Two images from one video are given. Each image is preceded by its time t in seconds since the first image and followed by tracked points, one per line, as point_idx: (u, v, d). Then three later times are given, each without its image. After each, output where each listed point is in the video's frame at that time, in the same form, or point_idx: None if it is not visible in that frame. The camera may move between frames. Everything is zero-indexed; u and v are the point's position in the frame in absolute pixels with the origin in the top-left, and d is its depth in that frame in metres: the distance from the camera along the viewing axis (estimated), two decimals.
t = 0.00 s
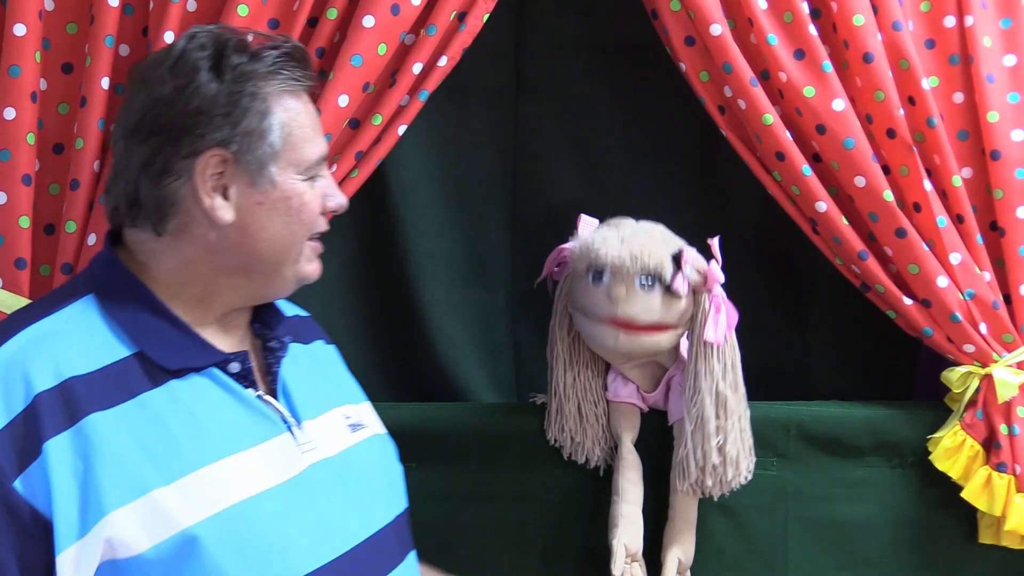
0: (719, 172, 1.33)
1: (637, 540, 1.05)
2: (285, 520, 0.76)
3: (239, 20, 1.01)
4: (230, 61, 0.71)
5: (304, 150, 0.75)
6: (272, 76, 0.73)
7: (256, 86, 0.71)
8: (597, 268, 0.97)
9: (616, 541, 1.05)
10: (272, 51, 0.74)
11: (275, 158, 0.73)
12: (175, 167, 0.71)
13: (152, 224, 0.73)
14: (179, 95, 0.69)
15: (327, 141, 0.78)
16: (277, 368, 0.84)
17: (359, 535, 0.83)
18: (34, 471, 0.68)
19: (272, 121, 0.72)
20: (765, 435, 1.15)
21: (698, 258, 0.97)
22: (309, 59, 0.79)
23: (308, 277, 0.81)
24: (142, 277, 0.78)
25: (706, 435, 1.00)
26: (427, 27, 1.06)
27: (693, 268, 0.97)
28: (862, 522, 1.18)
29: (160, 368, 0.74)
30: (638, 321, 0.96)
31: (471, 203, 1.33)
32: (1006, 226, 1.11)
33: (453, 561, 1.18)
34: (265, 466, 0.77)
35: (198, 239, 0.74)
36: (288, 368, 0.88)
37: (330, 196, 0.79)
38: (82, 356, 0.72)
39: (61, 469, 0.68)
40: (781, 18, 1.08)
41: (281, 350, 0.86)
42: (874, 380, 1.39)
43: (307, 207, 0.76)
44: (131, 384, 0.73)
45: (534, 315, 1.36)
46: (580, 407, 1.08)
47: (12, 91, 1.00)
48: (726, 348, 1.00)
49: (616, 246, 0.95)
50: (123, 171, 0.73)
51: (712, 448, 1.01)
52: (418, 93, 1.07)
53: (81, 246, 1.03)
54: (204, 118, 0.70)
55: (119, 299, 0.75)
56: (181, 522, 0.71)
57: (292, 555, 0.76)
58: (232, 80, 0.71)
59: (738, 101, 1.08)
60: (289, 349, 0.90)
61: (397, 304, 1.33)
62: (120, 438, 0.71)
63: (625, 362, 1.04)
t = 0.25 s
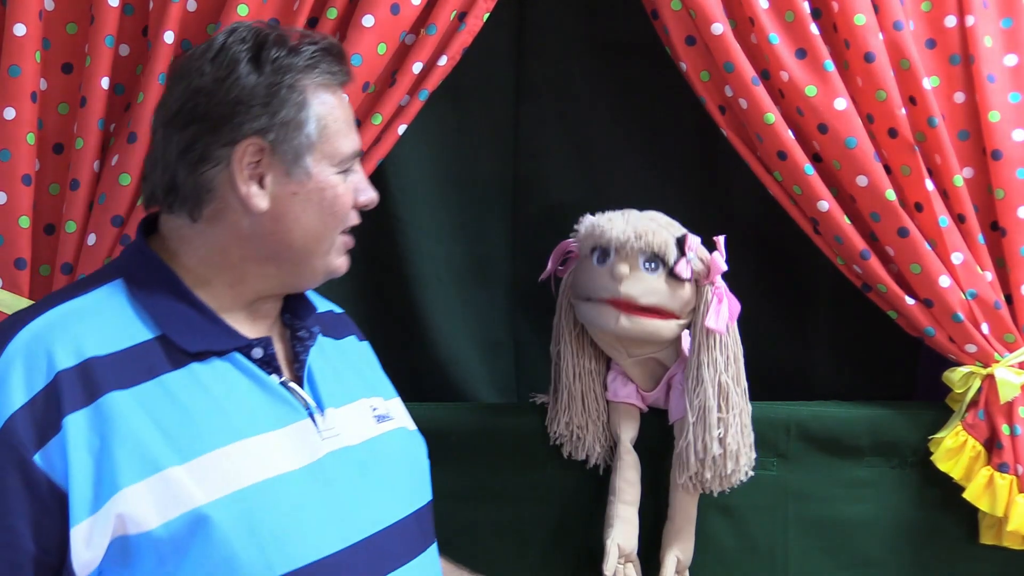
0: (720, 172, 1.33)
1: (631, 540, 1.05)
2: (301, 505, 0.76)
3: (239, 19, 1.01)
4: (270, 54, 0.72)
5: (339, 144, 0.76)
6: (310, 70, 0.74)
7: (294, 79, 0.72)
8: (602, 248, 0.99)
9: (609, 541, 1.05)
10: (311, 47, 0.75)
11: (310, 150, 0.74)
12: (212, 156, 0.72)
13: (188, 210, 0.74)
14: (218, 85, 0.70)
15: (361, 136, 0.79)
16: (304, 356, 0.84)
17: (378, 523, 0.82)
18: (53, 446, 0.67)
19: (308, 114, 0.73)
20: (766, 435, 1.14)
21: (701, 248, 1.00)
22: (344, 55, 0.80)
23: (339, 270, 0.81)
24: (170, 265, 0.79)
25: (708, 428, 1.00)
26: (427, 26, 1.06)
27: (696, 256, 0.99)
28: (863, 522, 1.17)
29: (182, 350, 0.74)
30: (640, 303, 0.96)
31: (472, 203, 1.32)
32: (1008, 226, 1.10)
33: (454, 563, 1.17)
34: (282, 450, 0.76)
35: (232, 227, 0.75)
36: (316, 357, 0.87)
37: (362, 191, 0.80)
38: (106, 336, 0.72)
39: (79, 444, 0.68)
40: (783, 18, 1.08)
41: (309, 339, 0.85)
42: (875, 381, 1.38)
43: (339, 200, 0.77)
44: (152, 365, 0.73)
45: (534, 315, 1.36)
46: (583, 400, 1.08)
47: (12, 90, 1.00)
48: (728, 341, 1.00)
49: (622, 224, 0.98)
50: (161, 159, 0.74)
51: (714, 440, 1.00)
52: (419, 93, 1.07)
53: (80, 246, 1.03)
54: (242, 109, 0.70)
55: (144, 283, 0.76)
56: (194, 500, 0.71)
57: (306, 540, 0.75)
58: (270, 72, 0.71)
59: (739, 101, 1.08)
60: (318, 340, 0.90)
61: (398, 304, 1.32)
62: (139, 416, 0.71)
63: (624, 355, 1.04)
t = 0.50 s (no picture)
0: (719, 173, 1.33)
1: (636, 539, 1.05)
2: (303, 506, 0.75)
3: (237, 20, 1.01)
4: (304, 54, 0.73)
5: (368, 145, 0.77)
6: (343, 71, 0.75)
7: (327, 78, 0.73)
8: (600, 241, 1.01)
9: (614, 541, 1.05)
10: (344, 49, 0.76)
11: (341, 148, 0.75)
12: (244, 150, 0.72)
13: (218, 204, 0.74)
14: (253, 82, 0.71)
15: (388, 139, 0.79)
16: (316, 356, 0.84)
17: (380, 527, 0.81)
18: (61, 436, 0.68)
19: (340, 113, 0.74)
20: (765, 435, 1.15)
21: (699, 245, 1.01)
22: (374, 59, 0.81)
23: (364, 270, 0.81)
24: (188, 260, 0.79)
25: (705, 425, 1.01)
26: (425, 27, 1.06)
27: (694, 251, 1.00)
28: (861, 522, 1.18)
29: (192, 347, 0.74)
30: (638, 296, 0.98)
31: (470, 203, 1.32)
32: (1006, 226, 1.11)
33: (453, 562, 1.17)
34: (287, 451, 0.76)
35: (259, 222, 0.75)
36: (327, 359, 0.87)
37: (388, 193, 0.81)
38: (117, 328, 0.72)
39: (87, 436, 0.68)
40: (781, 18, 1.08)
41: (321, 340, 0.85)
42: (873, 381, 1.38)
43: (366, 200, 0.77)
44: (163, 361, 0.73)
45: (533, 315, 1.36)
46: (580, 399, 1.08)
47: (10, 90, 1.00)
48: (725, 338, 1.01)
49: (620, 217, 1.00)
50: (192, 153, 0.74)
51: (712, 437, 1.00)
52: (417, 93, 1.07)
53: (79, 246, 1.03)
54: (276, 105, 0.71)
55: (159, 277, 0.76)
56: (198, 498, 0.70)
57: (307, 542, 0.75)
58: (304, 71, 0.72)
59: (737, 101, 1.08)
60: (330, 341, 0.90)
61: (396, 304, 1.32)
62: (147, 411, 0.71)
63: (622, 353, 1.04)
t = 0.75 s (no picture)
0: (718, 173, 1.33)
1: (631, 540, 1.05)
2: (293, 520, 0.75)
3: (235, 19, 1.01)
4: (328, 65, 0.72)
5: (386, 160, 0.76)
6: (368, 84, 0.74)
7: (350, 92, 0.72)
8: (599, 242, 1.01)
9: (608, 541, 1.05)
10: (369, 61, 0.75)
11: (360, 163, 0.74)
12: (263, 159, 0.72)
13: (234, 211, 0.74)
14: (276, 92, 0.70)
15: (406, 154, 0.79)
16: (319, 365, 0.83)
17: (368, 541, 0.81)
18: (67, 435, 0.67)
19: (361, 127, 0.73)
20: (764, 435, 1.15)
21: (699, 245, 1.01)
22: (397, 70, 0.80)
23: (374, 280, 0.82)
24: (198, 260, 0.79)
25: (705, 425, 1.00)
26: (425, 26, 1.06)
27: (694, 252, 1.00)
28: (861, 522, 1.17)
29: (197, 353, 0.74)
30: (637, 297, 0.97)
31: (470, 203, 1.32)
32: (1005, 226, 1.10)
33: (452, 562, 1.17)
34: (284, 464, 0.76)
35: (272, 231, 0.75)
36: (328, 368, 0.87)
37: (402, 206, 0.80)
38: (123, 329, 0.72)
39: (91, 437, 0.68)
40: (780, 18, 1.08)
41: (325, 348, 0.85)
42: (873, 381, 1.38)
43: (380, 215, 0.77)
44: (167, 365, 0.73)
45: (533, 315, 1.35)
46: (580, 400, 1.08)
47: (9, 90, 1.00)
48: (725, 339, 1.01)
49: (619, 218, 1.00)
50: (209, 157, 0.74)
51: (712, 438, 1.00)
52: (417, 93, 1.07)
53: (78, 246, 1.02)
54: (298, 117, 0.71)
55: (169, 278, 0.76)
56: (194, 506, 0.70)
57: (292, 556, 0.74)
58: (328, 84, 0.71)
59: (737, 101, 1.08)
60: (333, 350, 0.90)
61: (396, 304, 1.32)
62: (150, 416, 0.71)
63: (622, 355, 1.04)
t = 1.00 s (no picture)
0: (718, 173, 1.33)
1: (632, 540, 1.05)
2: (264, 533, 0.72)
3: (235, 20, 1.01)
4: (321, 74, 0.69)
5: (377, 172, 0.72)
6: (360, 97, 0.70)
7: (341, 102, 0.69)
8: (597, 244, 1.01)
9: (610, 542, 1.05)
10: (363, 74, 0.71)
11: (346, 176, 0.70)
12: (248, 169, 0.68)
13: (217, 221, 0.71)
14: (265, 100, 0.67)
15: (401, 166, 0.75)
16: (303, 377, 0.81)
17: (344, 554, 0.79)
18: (48, 441, 0.65)
19: (351, 139, 0.70)
20: (764, 435, 1.15)
21: (698, 246, 1.01)
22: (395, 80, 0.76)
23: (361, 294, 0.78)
24: (185, 265, 0.76)
25: (701, 426, 1.00)
26: (424, 26, 1.06)
27: (692, 252, 1.00)
28: (861, 522, 1.17)
29: (179, 363, 0.72)
30: (636, 298, 0.97)
31: (469, 203, 1.32)
32: (1005, 226, 1.10)
33: (452, 562, 1.17)
34: (258, 476, 0.73)
35: (257, 241, 0.72)
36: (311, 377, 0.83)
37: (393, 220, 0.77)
38: (107, 334, 0.70)
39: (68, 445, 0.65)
40: (780, 18, 1.08)
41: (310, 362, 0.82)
42: (873, 381, 1.38)
43: (368, 228, 0.73)
44: (149, 374, 0.70)
45: (532, 315, 1.35)
46: (579, 401, 1.08)
47: (8, 90, 1.00)
48: (724, 339, 1.01)
49: (617, 220, 1.00)
50: (196, 164, 0.70)
51: (707, 438, 1.01)
52: (416, 93, 1.07)
53: (77, 246, 1.02)
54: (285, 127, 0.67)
55: (157, 282, 0.73)
56: (164, 518, 0.67)
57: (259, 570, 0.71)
58: (319, 93, 0.68)
59: (736, 101, 1.08)
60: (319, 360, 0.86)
61: (396, 304, 1.32)
62: (128, 426, 0.68)
63: (621, 356, 1.05)
